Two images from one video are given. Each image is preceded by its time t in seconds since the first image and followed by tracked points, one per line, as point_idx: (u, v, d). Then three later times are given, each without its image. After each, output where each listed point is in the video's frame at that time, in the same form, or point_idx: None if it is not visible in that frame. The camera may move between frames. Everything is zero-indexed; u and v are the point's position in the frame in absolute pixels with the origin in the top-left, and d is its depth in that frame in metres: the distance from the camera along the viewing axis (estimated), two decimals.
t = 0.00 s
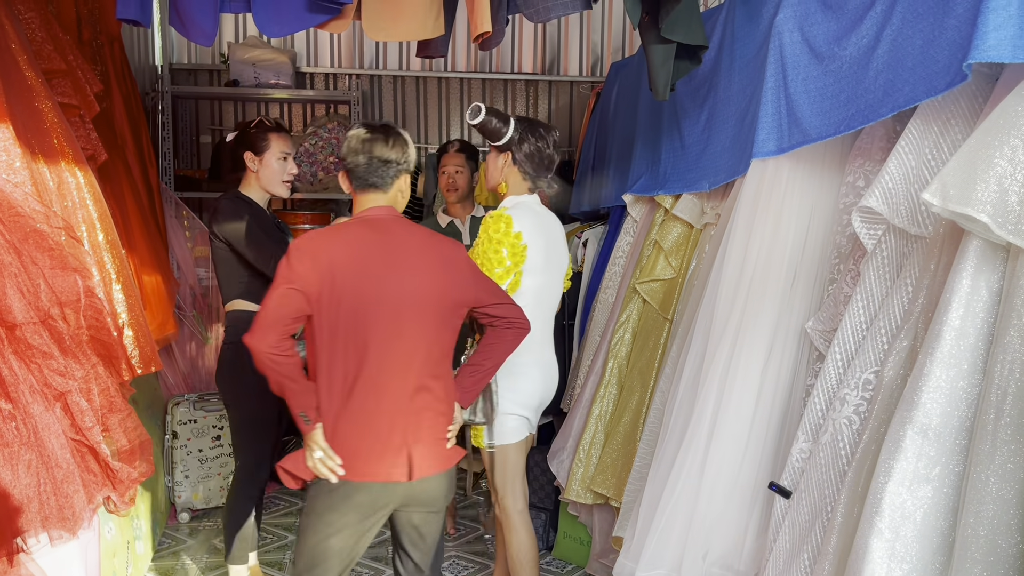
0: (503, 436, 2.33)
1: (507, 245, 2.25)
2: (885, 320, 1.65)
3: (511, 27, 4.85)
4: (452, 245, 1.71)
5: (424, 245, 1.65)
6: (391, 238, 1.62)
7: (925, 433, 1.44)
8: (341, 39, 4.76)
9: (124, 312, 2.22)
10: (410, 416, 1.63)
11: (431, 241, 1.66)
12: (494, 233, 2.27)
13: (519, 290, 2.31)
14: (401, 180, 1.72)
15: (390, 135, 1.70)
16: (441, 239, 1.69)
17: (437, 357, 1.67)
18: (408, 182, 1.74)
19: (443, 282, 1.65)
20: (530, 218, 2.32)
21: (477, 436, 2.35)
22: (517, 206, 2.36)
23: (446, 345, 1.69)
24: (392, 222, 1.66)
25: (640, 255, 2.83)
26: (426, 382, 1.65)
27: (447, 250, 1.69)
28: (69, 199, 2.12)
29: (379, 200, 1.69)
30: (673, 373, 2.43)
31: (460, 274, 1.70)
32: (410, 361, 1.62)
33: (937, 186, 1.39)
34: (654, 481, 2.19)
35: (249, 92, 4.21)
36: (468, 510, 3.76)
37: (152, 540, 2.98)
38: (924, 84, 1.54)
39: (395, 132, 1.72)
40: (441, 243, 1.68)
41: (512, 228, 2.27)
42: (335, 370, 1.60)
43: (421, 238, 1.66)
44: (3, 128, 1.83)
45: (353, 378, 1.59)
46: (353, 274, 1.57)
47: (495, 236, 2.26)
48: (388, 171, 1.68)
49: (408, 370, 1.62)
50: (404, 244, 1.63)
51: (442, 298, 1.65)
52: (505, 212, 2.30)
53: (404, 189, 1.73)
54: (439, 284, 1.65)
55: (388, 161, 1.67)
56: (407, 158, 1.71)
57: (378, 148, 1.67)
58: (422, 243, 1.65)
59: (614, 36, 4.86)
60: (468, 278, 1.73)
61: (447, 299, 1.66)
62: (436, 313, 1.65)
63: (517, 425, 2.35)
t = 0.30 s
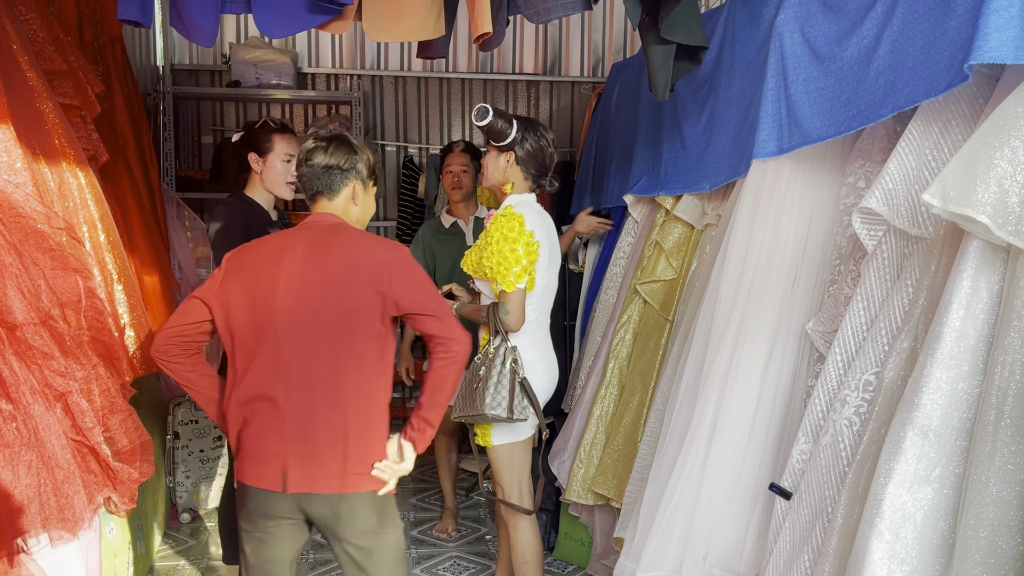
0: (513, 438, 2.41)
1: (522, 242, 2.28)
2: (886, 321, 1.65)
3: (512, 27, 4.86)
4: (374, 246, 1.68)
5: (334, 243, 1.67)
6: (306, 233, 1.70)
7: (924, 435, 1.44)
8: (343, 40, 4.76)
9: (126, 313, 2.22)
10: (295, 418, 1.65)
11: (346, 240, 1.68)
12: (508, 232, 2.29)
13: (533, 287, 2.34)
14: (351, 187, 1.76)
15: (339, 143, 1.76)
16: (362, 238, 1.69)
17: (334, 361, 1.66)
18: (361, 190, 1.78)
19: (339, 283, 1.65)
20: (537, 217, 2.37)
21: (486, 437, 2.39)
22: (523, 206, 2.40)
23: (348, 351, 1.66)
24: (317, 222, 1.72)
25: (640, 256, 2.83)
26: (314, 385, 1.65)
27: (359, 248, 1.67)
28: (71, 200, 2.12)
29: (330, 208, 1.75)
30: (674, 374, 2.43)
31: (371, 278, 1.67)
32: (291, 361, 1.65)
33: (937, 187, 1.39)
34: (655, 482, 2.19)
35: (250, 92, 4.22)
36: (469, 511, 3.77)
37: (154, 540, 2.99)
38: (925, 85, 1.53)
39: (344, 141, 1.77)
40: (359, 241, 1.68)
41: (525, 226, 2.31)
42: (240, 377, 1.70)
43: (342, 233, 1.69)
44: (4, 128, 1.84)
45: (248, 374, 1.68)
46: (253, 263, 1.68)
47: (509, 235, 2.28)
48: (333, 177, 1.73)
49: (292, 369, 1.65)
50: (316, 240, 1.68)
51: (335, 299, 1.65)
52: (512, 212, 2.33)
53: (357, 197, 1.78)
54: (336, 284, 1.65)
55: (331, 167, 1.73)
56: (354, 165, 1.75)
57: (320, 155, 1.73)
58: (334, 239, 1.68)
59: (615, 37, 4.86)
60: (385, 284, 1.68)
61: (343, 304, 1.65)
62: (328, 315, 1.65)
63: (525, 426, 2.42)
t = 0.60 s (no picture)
0: (520, 434, 2.42)
1: (528, 239, 2.29)
2: (888, 319, 1.65)
3: (515, 26, 4.86)
4: (322, 242, 1.57)
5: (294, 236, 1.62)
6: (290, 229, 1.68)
7: (927, 432, 1.44)
8: (345, 40, 4.77)
9: (130, 312, 2.23)
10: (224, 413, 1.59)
11: (306, 234, 1.61)
12: (513, 229, 2.30)
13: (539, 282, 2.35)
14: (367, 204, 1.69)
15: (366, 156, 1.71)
16: (319, 234, 1.60)
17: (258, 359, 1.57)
18: (375, 212, 1.71)
19: (270, 274, 1.57)
20: (536, 212, 2.40)
21: (493, 432, 2.41)
22: (523, 203, 2.41)
23: (273, 352, 1.56)
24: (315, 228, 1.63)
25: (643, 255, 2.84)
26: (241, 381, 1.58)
27: (304, 243, 1.58)
28: (75, 199, 2.13)
29: (341, 217, 1.68)
30: (676, 373, 2.43)
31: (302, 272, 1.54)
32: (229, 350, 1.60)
33: (939, 185, 1.39)
34: (658, 480, 2.19)
35: (253, 92, 4.22)
36: (472, 510, 3.77)
37: (158, 539, 3.01)
38: (926, 83, 1.54)
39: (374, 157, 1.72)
40: (314, 235, 1.60)
41: (528, 223, 2.32)
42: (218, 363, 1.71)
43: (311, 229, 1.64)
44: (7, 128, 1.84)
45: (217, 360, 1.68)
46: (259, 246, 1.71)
47: (514, 232, 2.29)
48: (352, 187, 1.67)
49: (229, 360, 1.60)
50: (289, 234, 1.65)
51: (266, 290, 1.56)
52: (514, 209, 2.34)
53: (371, 215, 1.70)
54: (272, 277, 1.57)
55: (351, 176, 1.67)
56: (375, 180, 1.69)
57: (348, 163, 1.68)
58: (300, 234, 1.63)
59: (618, 36, 4.86)
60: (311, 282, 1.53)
61: (270, 299, 1.56)
62: (256, 306, 1.57)
63: (531, 420, 2.43)
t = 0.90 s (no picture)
0: (526, 430, 2.44)
1: (530, 236, 2.33)
2: (893, 314, 1.65)
3: (518, 24, 4.85)
4: (309, 268, 1.53)
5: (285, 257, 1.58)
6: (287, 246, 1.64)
7: (932, 427, 1.44)
8: (348, 38, 4.77)
9: (135, 309, 2.23)
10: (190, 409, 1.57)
11: (297, 256, 1.57)
12: (515, 228, 2.32)
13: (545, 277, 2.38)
14: (393, 250, 1.65)
15: (413, 205, 1.70)
16: (311, 257, 1.56)
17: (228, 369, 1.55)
18: (396, 261, 1.67)
19: (250, 291, 1.54)
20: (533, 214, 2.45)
21: (500, 427, 2.41)
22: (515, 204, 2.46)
23: (240, 367, 1.55)
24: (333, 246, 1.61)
25: (646, 252, 2.84)
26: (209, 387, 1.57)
27: (292, 266, 1.54)
28: (80, 198, 2.13)
29: (366, 247, 1.65)
30: (680, 369, 2.43)
31: (284, 298, 1.51)
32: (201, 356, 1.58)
33: (943, 179, 1.39)
34: (663, 476, 2.20)
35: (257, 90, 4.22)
36: (476, 507, 3.78)
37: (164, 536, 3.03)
38: (928, 78, 1.54)
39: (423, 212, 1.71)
40: (305, 257, 1.56)
41: (527, 220, 2.36)
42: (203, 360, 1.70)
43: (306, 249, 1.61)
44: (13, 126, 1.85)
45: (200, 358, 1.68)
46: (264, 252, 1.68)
47: (517, 230, 2.32)
48: (388, 225, 1.65)
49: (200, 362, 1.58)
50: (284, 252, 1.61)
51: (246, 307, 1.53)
52: (510, 209, 2.37)
53: (391, 259, 1.66)
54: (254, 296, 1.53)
55: (389, 215, 1.66)
56: (408, 228, 1.66)
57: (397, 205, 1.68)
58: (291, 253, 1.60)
59: (621, 33, 4.85)
60: (293, 308, 1.50)
61: (239, 316, 1.54)
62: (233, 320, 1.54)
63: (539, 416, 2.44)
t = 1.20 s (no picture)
0: (539, 421, 2.47)
1: (540, 230, 2.41)
2: (897, 309, 1.64)
3: (520, 20, 4.85)
4: (309, 346, 1.35)
5: (289, 326, 1.41)
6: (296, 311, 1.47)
7: (937, 421, 1.44)
8: (350, 35, 4.77)
9: (139, 307, 2.23)
10: (168, 457, 1.43)
11: (300, 328, 1.39)
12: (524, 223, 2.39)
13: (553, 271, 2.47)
14: (401, 339, 1.48)
15: (432, 295, 1.53)
16: (315, 331, 1.39)
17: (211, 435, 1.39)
18: (403, 353, 1.50)
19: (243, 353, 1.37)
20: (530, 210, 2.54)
21: (517, 420, 2.44)
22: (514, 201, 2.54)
23: (220, 434, 1.39)
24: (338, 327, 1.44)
25: (650, 247, 2.83)
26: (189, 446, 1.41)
27: (294, 340, 1.36)
28: (84, 195, 2.13)
29: (371, 330, 1.49)
30: (684, 365, 2.43)
31: (278, 375, 1.33)
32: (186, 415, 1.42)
33: (948, 172, 1.39)
34: (668, 471, 2.19)
35: (259, 87, 4.22)
36: (480, 504, 3.78)
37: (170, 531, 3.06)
38: (931, 71, 1.53)
39: (443, 306, 1.54)
40: (309, 331, 1.39)
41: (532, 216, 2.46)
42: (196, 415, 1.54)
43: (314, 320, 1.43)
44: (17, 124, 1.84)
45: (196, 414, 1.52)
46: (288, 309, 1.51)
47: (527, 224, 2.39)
48: (400, 313, 1.48)
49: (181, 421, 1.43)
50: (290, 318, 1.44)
51: (235, 374, 1.37)
52: (514, 206, 2.46)
53: (398, 348, 1.49)
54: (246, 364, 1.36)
55: (404, 302, 1.49)
56: (422, 319, 1.49)
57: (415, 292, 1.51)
58: (297, 321, 1.42)
59: (624, 28, 4.85)
60: (285, 390, 1.32)
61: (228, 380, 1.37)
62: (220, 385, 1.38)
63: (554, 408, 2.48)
